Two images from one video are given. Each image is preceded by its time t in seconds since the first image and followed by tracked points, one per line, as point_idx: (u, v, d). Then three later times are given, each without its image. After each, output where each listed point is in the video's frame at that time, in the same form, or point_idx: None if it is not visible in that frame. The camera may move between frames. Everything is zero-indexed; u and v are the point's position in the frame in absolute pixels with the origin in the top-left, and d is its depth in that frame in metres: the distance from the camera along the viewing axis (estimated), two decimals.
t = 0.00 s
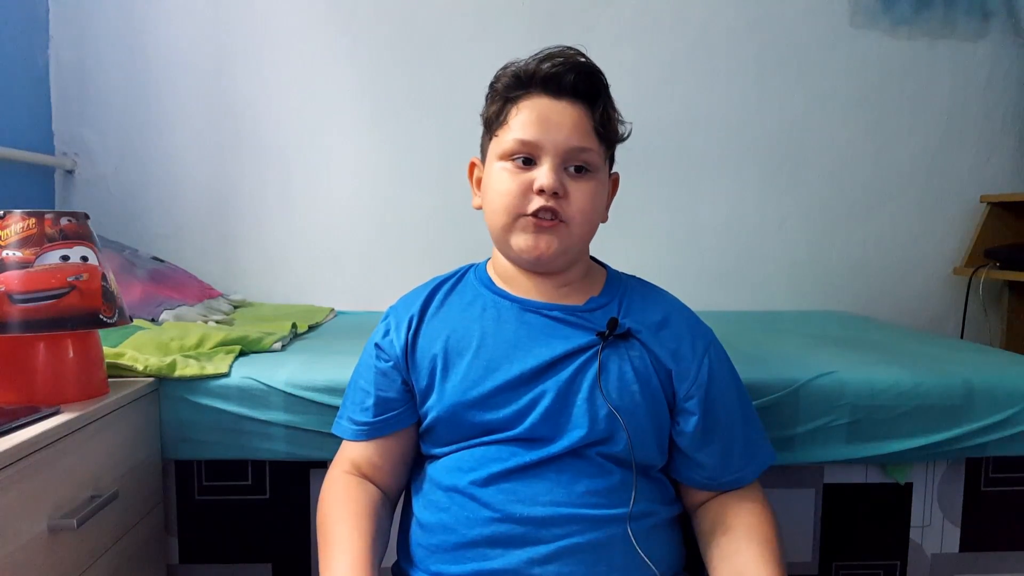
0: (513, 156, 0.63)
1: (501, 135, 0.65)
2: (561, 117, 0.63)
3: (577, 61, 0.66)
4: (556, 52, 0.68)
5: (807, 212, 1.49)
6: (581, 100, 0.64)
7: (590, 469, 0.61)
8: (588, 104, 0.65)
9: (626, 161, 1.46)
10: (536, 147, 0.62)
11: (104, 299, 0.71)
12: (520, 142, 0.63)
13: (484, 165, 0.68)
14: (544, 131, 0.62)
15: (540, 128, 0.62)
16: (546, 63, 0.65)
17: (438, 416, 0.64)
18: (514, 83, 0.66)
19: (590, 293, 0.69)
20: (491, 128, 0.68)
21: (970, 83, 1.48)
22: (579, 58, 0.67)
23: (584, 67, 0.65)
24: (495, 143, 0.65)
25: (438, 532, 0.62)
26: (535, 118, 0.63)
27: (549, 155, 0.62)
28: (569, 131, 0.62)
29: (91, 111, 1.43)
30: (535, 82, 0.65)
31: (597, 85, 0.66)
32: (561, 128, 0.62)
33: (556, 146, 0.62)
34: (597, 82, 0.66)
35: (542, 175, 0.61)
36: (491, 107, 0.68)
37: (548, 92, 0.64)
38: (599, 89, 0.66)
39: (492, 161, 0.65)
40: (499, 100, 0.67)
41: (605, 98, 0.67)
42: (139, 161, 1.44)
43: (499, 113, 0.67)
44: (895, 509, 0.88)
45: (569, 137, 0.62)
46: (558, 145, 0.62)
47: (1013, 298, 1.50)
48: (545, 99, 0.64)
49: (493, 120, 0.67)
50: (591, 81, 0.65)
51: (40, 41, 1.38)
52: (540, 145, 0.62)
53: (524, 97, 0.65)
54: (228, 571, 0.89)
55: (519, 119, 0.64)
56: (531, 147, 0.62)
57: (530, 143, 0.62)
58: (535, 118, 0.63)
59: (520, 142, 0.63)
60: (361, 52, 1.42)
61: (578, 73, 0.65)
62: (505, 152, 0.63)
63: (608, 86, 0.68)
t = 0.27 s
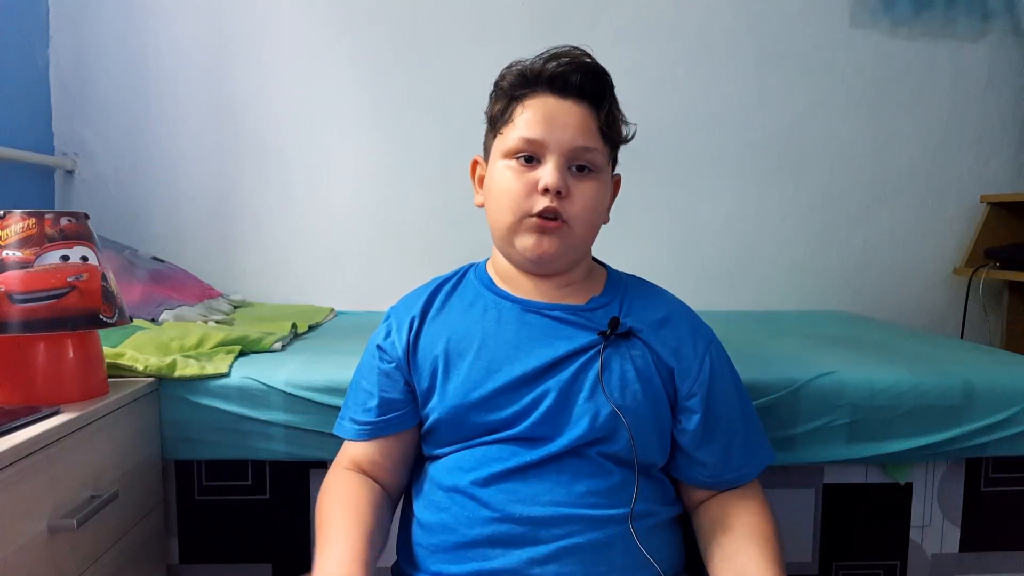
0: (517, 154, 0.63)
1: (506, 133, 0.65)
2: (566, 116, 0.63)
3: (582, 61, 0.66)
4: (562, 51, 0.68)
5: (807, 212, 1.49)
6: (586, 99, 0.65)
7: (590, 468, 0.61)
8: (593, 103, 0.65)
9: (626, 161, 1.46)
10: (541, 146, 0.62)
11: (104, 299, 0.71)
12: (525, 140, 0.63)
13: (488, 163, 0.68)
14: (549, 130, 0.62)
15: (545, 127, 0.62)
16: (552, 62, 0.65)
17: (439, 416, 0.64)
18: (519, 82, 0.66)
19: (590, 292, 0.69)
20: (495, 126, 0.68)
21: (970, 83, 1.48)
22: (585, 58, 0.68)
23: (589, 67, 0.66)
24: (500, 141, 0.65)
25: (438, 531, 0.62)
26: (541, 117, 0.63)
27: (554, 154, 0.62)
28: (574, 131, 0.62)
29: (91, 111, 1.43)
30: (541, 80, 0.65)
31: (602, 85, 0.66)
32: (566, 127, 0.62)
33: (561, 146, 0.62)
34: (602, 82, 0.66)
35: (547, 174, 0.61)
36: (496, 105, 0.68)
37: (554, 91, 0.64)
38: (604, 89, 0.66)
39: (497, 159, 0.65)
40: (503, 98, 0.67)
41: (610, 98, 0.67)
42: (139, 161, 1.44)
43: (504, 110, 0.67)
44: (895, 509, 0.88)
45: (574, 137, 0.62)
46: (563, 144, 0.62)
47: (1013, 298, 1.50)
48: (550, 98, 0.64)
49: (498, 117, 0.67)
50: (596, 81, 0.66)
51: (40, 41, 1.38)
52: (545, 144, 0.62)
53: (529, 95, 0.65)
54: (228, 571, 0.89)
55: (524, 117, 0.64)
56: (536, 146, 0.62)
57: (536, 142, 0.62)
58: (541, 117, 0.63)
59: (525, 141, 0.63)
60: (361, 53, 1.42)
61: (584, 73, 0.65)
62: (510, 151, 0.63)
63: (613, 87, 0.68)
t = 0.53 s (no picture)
0: (513, 153, 0.63)
1: (501, 133, 0.65)
2: (561, 114, 0.63)
3: (577, 60, 0.66)
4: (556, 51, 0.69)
5: (807, 212, 1.49)
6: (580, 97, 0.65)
7: (589, 468, 0.61)
8: (587, 102, 0.65)
9: (626, 161, 1.46)
10: (536, 144, 0.62)
11: (104, 299, 0.71)
12: (519, 139, 0.63)
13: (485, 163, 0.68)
14: (543, 128, 0.62)
15: (539, 126, 0.62)
16: (546, 62, 0.65)
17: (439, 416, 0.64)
18: (514, 82, 0.66)
19: (590, 291, 0.69)
20: (493, 126, 0.68)
21: (970, 83, 1.48)
22: (580, 56, 0.68)
23: (584, 65, 0.66)
24: (496, 141, 0.66)
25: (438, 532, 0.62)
26: (535, 116, 0.63)
27: (549, 152, 0.62)
28: (568, 128, 0.62)
29: (90, 111, 1.43)
30: (535, 80, 0.65)
31: (597, 83, 0.66)
32: (560, 125, 0.62)
33: (555, 143, 0.62)
34: (597, 80, 0.66)
35: (541, 172, 0.61)
36: (493, 106, 0.69)
37: (549, 90, 0.65)
38: (599, 87, 0.66)
39: (493, 159, 0.65)
40: (500, 99, 0.68)
41: (605, 95, 0.67)
42: (139, 161, 1.44)
43: (500, 111, 0.67)
44: (895, 509, 0.88)
45: (568, 134, 0.62)
46: (557, 142, 0.62)
47: (1013, 298, 1.51)
48: (545, 97, 0.64)
49: (495, 118, 0.68)
50: (591, 79, 0.66)
51: (40, 41, 1.38)
52: (540, 142, 0.62)
53: (525, 94, 0.65)
54: (228, 571, 0.89)
55: (520, 116, 0.64)
56: (531, 145, 0.62)
57: (530, 140, 0.62)
58: (536, 115, 0.63)
59: (520, 139, 0.63)
60: (361, 52, 1.42)
61: (579, 71, 0.65)
62: (506, 150, 0.63)
63: (608, 84, 0.68)
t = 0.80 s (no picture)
0: (510, 152, 0.63)
1: (498, 133, 0.65)
2: (557, 113, 0.63)
3: (573, 60, 0.66)
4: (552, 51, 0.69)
5: (807, 212, 1.49)
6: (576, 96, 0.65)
7: (590, 468, 0.61)
8: (583, 101, 0.65)
9: (626, 161, 1.46)
10: (532, 143, 0.62)
11: (104, 299, 0.71)
12: (516, 139, 0.62)
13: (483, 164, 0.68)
14: (540, 127, 0.62)
15: (535, 125, 0.62)
16: (542, 62, 0.66)
17: (440, 416, 0.64)
18: (511, 83, 0.66)
19: (590, 291, 0.69)
20: (490, 127, 0.68)
21: (970, 83, 1.48)
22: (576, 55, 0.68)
23: (580, 64, 0.66)
24: (493, 141, 0.65)
25: (439, 532, 0.62)
26: (531, 115, 0.63)
27: (545, 151, 0.62)
28: (564, 127, 0.62)
29: (90, 111, 1.43)
30: (531, 80, 0.65)
31: (593, 82, 0.66)
32: (556, 124, 0.62)
33: (552, 142, 0.62)
34: (592, 79, 0.66)
35: (538, 170, 0.61)
36: (490, 107, 0.69)
37: (545, 90, 0.65)
38: (594, 86, 0.66)
39: (490, 159, 0.65)
40: (497, 100, 0.68)
41: (601, 95, 0.67)
42: (139, 161, 1.44)
43: (497, 112, 0.67)
44: (895, 509, 0.88)
45: (565, 133, 0.62)
46: (553, 141, 0.62)
47: (1013, 298, 1.50)
48: (541, 96, 0.64)
49: (492, 118, 0.68)
50: (586, 79, 0.66)
51: (40, 41, 1.38)
52: (536, 141, 0.62)
53: (522, 94, 0.65)
54: (228, 571, 0.89)
55: (516, 116, 0.64)
56: (527, 144, 0.62)
57: (527, 139, 0.62)
58: (532, 115, 0.63)
59: (516, 139, 0.62)
60: (361, 52, 1.42)
61: (574, 70, 0.65)
62: (503, 150, 0.63)
63: (604, 84, 0.68)
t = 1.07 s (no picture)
0: (510, 154, 0.63)
1: (498, 134, 0.65)
2: (558, 115, 0.63)
3: (574, 61, 0.66)
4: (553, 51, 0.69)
5: (807, 212, 1.49)
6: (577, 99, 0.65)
7: (590, 470, 0.61)
8: (584, 103, 0.65)
9: (626, 161, 1.46)
10: (533, 145, 0.62)
11: (104, 299, 0.71)
12: (516, 140, 0.62)
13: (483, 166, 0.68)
14: (540, 129, 0.62)
15: (535, 128, 0.62)
16: (544, 63, 0.66)
17: (440, 418, 0.63)
18: (511, 84, 0.66)
19: (589, 293, 0.69)
20: (491, 128, 0.68)
21: (970, 83, 1.48)
22: (577, 57, 0.68)
23: (581, 66, 0.66)
24: (493, 142, 0.65)
25: (439, 534, 0.62)
26: (532, 117, 0.63)
27: (546, 153, 0.62)
28: (565, 130, 0.62)
29: (90, 111, 1.43)
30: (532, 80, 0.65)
31: (594, 84, 0.66)
32: (557, 126, 0.62)
33: (553, 145, 0.62)
34: (593, 81, 0.66)
35: (539, 173, 0.60)
36: (491, 107, 0.69)
37: (546, 92, 0.65)
38: (595, 88, 0.66)
39: (490, 160, 0.65)
40: (497, 101, 0.67)
41: (602, 96, 0.67)
42: (139, 161, 1.44)
43: (498, 112, 0.67)
44: (895, 509, 0.88)
45: (565, 136, 0.62)
46: (554, 143, 0.62)
47: (1013, 298, 1.51)
48: (542, 98, 0.64)
49: (493, 120, 0.67)
50: (587, 80, 0.66)
51: (40, 41, 1.38)
52: (536, 143, 0.62)
53: (522, 95, 0.65)
54: (228, 571, 0.89)
55: (517, 117, 0.64)
56: (528, 147, 0.62)
57: (527, 141, 0.62)
58: (533, 117, 0.63)
59: (517, 141, 0.62)
60: (361, 53, 1.42)
61: (576, 72, 0.65)
62: (503, 151, 0.63)
63: (606, 86, 0.68)
